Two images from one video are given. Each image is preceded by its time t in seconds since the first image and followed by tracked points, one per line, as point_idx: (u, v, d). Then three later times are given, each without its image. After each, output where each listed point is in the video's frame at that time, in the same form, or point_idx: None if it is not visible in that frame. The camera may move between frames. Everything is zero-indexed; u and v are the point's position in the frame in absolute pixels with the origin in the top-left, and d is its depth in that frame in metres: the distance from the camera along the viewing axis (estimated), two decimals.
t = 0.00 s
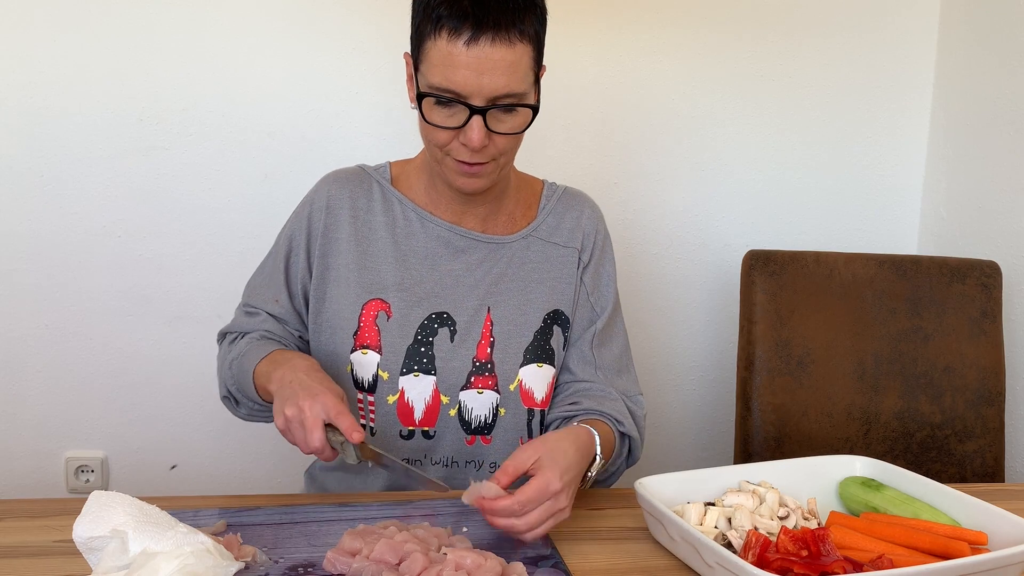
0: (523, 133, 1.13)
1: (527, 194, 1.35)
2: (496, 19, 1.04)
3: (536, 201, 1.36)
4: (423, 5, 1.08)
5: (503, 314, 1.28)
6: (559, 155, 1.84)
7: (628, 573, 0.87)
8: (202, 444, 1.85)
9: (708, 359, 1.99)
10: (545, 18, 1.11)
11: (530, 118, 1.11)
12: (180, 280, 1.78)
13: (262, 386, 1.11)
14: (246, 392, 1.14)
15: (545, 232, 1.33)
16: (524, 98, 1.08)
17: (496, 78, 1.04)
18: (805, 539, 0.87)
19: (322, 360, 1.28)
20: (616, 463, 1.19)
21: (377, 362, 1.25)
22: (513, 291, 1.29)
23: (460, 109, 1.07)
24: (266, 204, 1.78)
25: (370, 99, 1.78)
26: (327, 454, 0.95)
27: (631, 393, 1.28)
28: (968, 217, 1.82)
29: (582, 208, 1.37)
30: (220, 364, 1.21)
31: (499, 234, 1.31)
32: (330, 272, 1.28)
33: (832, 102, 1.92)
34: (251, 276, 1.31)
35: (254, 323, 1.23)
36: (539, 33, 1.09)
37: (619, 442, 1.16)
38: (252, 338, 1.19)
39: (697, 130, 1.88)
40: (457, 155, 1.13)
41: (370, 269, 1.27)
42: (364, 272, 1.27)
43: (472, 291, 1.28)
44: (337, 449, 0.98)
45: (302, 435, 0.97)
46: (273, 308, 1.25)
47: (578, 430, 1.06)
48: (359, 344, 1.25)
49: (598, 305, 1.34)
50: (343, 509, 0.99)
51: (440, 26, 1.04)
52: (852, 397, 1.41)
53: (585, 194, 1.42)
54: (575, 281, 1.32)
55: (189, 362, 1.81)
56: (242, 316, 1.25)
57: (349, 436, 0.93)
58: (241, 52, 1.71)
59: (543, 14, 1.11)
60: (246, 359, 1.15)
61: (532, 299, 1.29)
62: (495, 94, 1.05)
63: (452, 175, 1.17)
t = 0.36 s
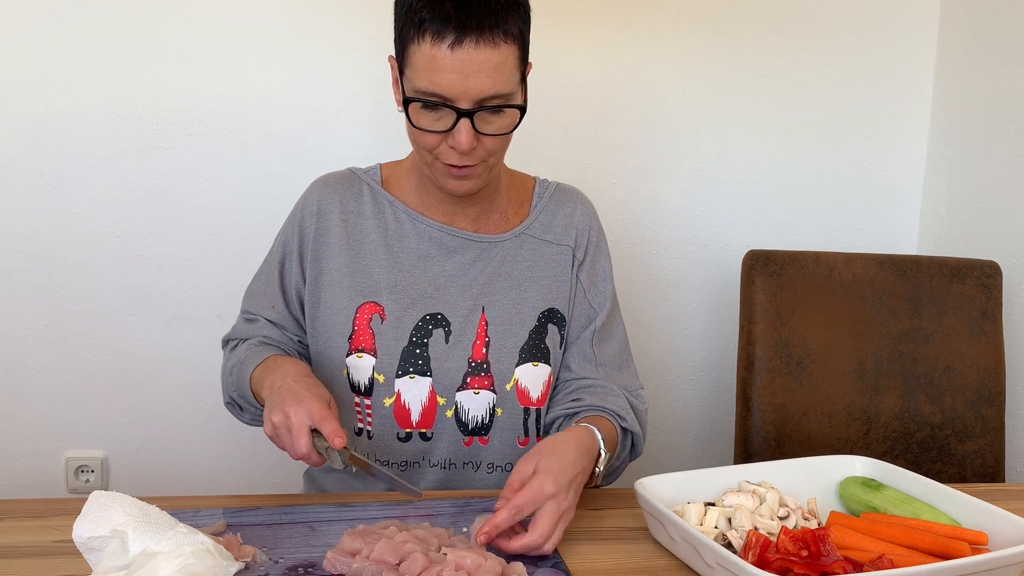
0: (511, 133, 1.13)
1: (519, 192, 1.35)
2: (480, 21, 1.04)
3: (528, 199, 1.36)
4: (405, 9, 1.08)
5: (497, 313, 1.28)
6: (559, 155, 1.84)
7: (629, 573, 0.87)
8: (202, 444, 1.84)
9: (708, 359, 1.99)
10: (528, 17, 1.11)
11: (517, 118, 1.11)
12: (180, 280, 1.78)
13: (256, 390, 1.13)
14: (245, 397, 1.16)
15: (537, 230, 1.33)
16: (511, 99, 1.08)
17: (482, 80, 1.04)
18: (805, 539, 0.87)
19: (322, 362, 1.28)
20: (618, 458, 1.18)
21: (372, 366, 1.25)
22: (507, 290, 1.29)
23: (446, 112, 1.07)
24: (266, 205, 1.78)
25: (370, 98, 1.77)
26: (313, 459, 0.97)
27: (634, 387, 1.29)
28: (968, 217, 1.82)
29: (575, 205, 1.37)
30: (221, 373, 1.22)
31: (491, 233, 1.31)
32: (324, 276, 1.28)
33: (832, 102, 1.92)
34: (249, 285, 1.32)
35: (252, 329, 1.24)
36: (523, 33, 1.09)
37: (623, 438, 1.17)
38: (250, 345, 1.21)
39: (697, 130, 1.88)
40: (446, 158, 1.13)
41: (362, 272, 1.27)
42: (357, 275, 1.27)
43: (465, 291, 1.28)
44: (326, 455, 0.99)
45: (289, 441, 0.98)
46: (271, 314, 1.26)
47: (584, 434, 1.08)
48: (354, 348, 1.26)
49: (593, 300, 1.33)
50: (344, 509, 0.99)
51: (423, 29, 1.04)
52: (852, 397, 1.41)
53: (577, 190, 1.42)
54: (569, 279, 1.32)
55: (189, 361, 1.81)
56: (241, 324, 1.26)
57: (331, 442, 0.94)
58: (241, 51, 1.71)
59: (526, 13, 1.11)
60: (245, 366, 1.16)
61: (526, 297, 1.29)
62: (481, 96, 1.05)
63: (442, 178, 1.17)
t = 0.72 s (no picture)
0: (500, 132, 1.13)
1: (510, 191, 1.35)
2: (465, 20, 1.04)
3: (520, 197, 1.35)
4: (389, 9, 1.08)
5: (489, 313, 1.28)
6: (559, 155, 1.84)
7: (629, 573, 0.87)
8: (201, 444, 1.84)
9: (708, 359, 1.99)
10: (514, 15, 1.11)
11: (505, 117, 1.11)
12: (180, 280, 1.77)
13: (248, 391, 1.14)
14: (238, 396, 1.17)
15: (529, 228, 1.32)
16: (498, 97, 1.08)
17: (468, 79, 1.04)
18: (805, 539, 0.87)
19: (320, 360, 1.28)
20: (613, 454, 1.19)
21: (366, 367, 1.25)
22: (499, 289, 1.29)
23: (434, 112, 1.06)
24: (266, 204, 1.78)
25: (370, 98, 1.77)
26: (297, 458, 0.98)
27: (626, 383, 1.27)
28: (968, 217, 1.82)
29: (566, 201, 1.36)
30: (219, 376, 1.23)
31: (482, 232, 1.31)
32: (316, 278, 1.29)
33: (832, 102, 1.92)
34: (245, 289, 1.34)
35: (247, 332, 1.25)
36: (509, 30, 1.09)
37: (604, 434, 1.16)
38: (246, 346, 1.22)
39: (698, 130, 1.88)
40: (434, 158, 1.13)
41: (354, 273, 1.27)
42: (349, 276, 1.27)
43: (457, 291, 1.28)
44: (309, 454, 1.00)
45: (273, 441, 0.99)
46: (266, 316, 1.27)
47: (542, 427, 1.07)
48: (347, 349, 1.26)
49: (584, 296, 1.32)
50: (344, 509, 0.99)
51: (407, 30, 1.04)
52: (852, 397, 1.41)
53: (570, 186, 1.41)
54: (560, 276, 1.32)
55: (189, 361, 1.81)
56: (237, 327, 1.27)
57: (314, 442, 0.96)
58: (241, 52, 1.71)
59: (512, 11, 1.11)
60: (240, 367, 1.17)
61: (518, 296, 1.29)
62: (468, 95, 1.05)
63: (430, 179, 1.17)
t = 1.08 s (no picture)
0: (486, 133, 1.13)
1: (502, 188, 1.34)
2: (448, 21, 1.04)
3: (513, 194, 1.35)
4: (370, 12, 1.07)
5: (485, 311, 1.27)
6: (558, 155, 1.84)
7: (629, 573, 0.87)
8: (201, 444, 1.84)
9: (708, 359, 1.99)
10: (498, 15, 1.11)
11: (491, 117, 1.11)
12: (180, 280, 1.77)
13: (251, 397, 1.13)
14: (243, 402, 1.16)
15: (522, 226, 1.32)
16: (483, 98, 1.08)
17: (453, 81, 1.03)
18: (805, 539, 0.87)
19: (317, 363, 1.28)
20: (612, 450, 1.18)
21: (362, 369, 1.26)
22: (493, 288, 1.29)
23: (419, 115, 1.06)
24: (266, 204, 1.77)
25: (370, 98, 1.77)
26: (305, 462, 0.98)
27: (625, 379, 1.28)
28: (968, 217, 1.82)
29: (559, 198, 1.36)
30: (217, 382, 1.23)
31: (475, 230, 1.31)
32: (310, 281, 1.29)
33: (832, 102, 1.92)
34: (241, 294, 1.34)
35: (244, 338, 1.25)
36: (492, 31, 1.09)
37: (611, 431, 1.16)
38: (243, 352, 1.22)
39: (697, 130, 1.88)
40: (420, 161, 1.12)
41: (348, 275, 1.27)
42: (343, 278, 1.27)
43: (451, 290, 1.27)
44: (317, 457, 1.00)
45: (279, 446, 0.99)
46: (263, 321, 1.27)
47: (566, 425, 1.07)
48: (343, 351, 1.26)
49: (581, 293, 1.32)
50: (344, 509, 0.99)
51: (390, 32, 1.04)
52: (852, 397, 1.41)
53: (562, 183, 1.41)
54: (555, 274, 1.31)
55: (190, 361, 1.80)
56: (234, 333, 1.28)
57: (321, 444, 0.96)
58: (241, 52, 1.71)
59: (494, 10, 1.10)
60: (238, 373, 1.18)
61: (513, 294, 1.29)
62: (453, 97, 1.04)
63: (416, 181, 1.17)
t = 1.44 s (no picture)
0: (478, 136, 1.13)
1: (496, 189, 1.34)
2: (439, 26, 1.04)
3: (506, 194, 1.35)
4: (362, 16, 1.07)
5: (479, 311, 1.27)
6: (559, 155, 1.85)
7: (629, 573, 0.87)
8: (201, 444, 1.84)
9: (708, 359, 1.99)
10: (489, 18, 1.11)
11: (484, 121, 1.10)
12: (180, 280, 1.77)
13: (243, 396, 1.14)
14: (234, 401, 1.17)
15: (516, 225, 1.32)
16: (476, 101, 1.08)
17: (445, 85, 1.03)
18: (805, 539, 0.87)
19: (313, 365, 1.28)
20: (616, 450, 1.19)
21: (356, 370, 1.26)
22: (487, 288, 1.29)
23: (412, 119, 1.06)
24: (266, 204, 1.77)
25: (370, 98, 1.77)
26: (292, 460, 0.99)
27: (623, 376, 1.26)
28: (968, 217, 1.82)
29: (554, 196, 1.36)
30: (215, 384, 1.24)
31: (468, 230, 1.31)
32: (305, 283, 1.29)
33: (833, 102, 1.92)
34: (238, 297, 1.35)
35: (241, 339, 1.26)
36: (484, 34, 1.09)
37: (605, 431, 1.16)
38: (240, 353, 1.23)
39: (697, 130, 1.88)
40: (413, 165, 1.12)
41: (342, 277, 1.28)
42: (337, 280, 1.27)
43: (445, 291, 1.27)
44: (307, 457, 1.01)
45: (269, 444, 1.01)
46: (259, 323, 1.28)
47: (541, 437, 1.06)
48: (337, 353, 1.26)
49: (576, 291, 1.32)
50: (343, 509, 0.99)
51: (381, 37, 1.04)
52: (852, 397, 1.41)
53: (557, 181, 1.40)
54: (548, 273, 1.31)
55: (190, 361, 1.80)
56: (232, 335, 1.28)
57: (306, 442, 0.97)
58: (241, 52, 1.71)
59: (486, 13, 1.10)
60: (235, 374, 1.18)
61: (507, 294, 1.29)
62: (445, 101, 1.04)
63: (410, 185, 1.16)
